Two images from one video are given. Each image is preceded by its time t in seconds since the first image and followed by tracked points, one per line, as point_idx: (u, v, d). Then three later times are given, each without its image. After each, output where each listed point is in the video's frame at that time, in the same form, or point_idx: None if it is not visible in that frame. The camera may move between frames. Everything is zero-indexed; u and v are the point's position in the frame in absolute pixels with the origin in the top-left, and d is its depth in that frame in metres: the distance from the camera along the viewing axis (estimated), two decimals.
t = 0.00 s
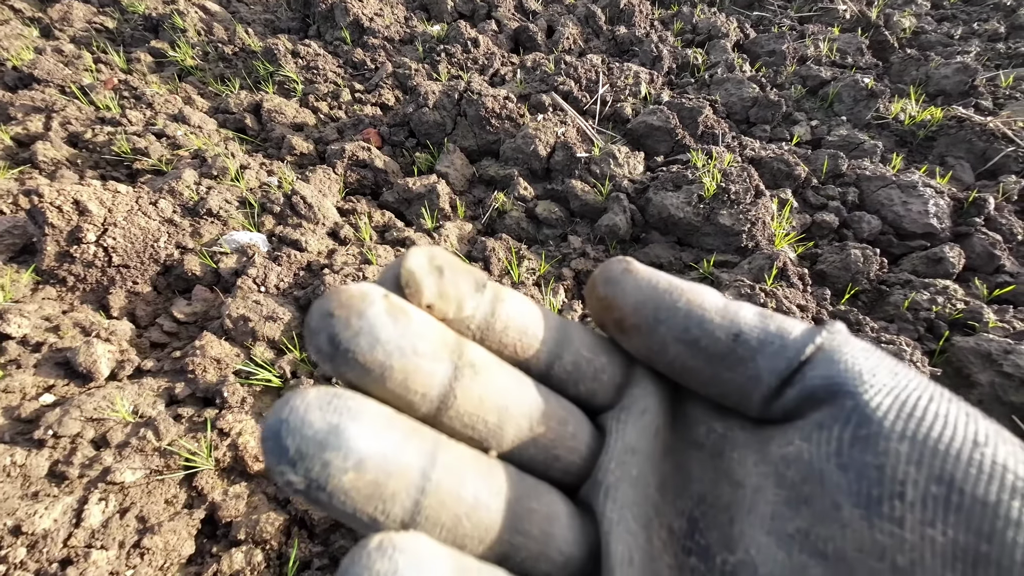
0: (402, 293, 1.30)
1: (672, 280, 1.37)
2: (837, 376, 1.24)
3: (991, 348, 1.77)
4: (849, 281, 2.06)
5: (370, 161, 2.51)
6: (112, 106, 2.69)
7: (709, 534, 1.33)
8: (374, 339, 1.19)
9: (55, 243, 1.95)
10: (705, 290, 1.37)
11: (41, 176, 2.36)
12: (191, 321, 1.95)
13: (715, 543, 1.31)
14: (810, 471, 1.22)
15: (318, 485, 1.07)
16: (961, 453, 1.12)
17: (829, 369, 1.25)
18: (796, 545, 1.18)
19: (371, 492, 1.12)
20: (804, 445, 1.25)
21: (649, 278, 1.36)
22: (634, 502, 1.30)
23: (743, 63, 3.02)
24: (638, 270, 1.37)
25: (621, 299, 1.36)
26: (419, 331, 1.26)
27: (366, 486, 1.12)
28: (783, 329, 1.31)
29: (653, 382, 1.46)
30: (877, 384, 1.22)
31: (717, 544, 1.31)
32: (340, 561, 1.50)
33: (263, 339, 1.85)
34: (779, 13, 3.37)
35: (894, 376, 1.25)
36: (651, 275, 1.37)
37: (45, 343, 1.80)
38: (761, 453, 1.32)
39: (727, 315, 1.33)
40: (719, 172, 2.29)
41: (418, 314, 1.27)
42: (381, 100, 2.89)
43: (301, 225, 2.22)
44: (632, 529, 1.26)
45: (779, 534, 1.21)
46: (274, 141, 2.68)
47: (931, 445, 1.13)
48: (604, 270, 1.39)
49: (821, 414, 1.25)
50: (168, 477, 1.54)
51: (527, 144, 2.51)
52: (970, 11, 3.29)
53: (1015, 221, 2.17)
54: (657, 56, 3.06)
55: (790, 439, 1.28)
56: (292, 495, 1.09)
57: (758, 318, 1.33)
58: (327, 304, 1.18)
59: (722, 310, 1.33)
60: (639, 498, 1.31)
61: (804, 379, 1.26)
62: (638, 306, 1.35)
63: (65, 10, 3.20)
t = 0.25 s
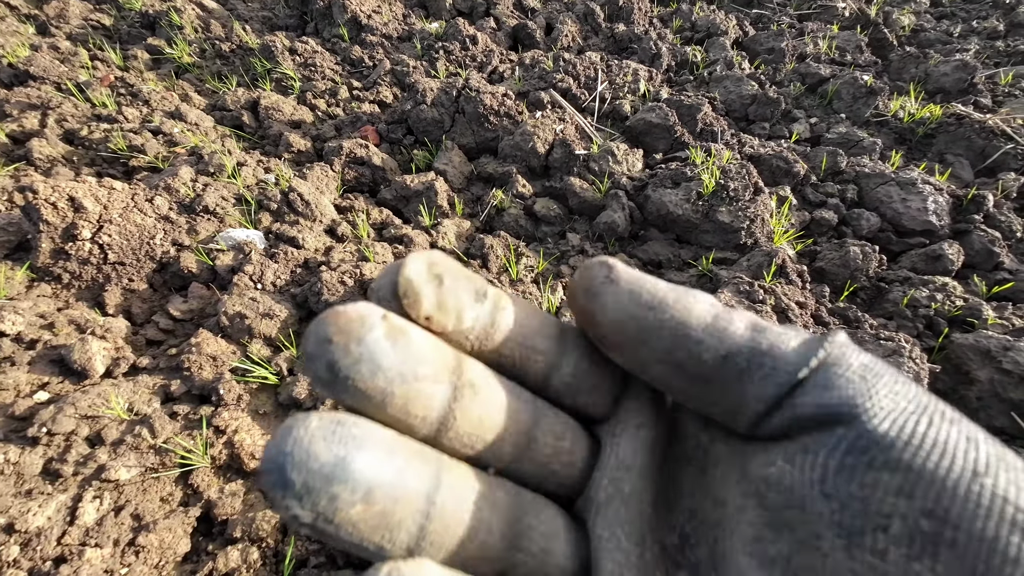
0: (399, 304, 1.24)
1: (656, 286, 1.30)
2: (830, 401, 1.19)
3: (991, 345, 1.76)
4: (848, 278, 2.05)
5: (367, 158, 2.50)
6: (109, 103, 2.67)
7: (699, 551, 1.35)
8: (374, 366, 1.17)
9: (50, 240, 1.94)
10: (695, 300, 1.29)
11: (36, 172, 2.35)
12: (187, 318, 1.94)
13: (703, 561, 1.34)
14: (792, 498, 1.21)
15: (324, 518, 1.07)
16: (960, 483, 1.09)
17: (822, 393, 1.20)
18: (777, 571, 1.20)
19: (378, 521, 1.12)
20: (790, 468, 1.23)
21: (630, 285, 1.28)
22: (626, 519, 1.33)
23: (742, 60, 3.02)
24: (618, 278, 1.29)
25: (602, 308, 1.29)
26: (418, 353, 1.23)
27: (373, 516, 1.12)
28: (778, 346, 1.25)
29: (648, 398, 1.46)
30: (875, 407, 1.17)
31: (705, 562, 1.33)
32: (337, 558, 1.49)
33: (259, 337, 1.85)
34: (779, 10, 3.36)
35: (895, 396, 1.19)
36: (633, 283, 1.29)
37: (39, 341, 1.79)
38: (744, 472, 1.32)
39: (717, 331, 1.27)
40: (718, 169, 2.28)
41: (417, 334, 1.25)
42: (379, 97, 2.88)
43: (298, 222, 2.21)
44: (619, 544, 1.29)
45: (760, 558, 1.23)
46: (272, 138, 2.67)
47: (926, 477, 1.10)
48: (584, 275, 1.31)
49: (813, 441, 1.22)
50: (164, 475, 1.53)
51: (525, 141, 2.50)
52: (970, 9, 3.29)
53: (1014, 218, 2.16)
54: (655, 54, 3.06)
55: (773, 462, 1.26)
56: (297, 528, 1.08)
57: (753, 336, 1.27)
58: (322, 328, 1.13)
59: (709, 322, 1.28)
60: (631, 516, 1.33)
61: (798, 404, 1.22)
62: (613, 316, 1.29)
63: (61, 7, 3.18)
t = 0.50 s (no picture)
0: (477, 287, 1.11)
1: (589, 299, 1.04)
2: (796, 405, 0.99)
3: (989, 343, 1.76)
4: (847, 277, 2.05)
5: (366, 157, 2.50)
6: (107, 102, 2.67)
7: None
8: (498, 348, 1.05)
9: (48, 239, 1.93)
10: (640, 311, 1.04)
11: (34, 171, 2.34)
12: (186, 318, 1.94)
13: None
14: (709, 500, 1.03)
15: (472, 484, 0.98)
16: (938, 502, 0.86)
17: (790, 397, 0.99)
18: None
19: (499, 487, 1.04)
20: (702, 469, 1.06)
21: (562, 302, 1.03)
22: (611, 490, 1.25)
23: (742, 59, 3.02)
24: (539, 292, 1.03)
25: (539, 333, 1.03)
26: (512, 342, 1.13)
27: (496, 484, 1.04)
28: (743, 361, 1.03)
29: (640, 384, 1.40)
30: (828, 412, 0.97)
31: None
32: (336, 557, 1.50)
33: (259, 336, 1.85)
34: (778, 9, 3.36)
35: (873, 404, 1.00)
36: (559, 296, 1.04)
37: (38, 340, 1.78)
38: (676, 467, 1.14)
39: (670, 347, 1.02)
40: (717, 168, 2.28)
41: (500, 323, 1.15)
42: (378, 96, 2.88)
43: (297, 221, 2.21)
44: (604, 510, 1.23)
45: None
46: (270, 137, 2.66)
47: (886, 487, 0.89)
48: (506, 301, 1.07)
49: (754, 451, 1.00)
50: (163, 474, 1.53)
51: (525, 140, 2.50)
52: (969, 7, 3.29)
53: (1013, 217, 2.16)
54: (655, 53, 3.06)
55: (690, 457, 1.09)
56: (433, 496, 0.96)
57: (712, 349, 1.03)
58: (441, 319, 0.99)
59: (660, 339, 1.02)
60: (615, 486, 1.26)
61: (756, 413, 1.00)
62: (561, 344, 1.03)
63: (59, 6, 3.18)
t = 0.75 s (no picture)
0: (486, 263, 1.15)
1: (606, 280, 1.01)
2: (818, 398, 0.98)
3: (988, 341, 1.76)
4: (846, 275, 2.05)
5: (365, 156, 2.50)
6: (105, 100, 2.66)
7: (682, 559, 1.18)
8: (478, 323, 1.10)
9: (46, 238, 1.93)
10: (661, 297, 1.01)
11: (32, 170, 2.33)
12: (184, 316, 1.94)
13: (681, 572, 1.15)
14: (727, 496, 1.03)
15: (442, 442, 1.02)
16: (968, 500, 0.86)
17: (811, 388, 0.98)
18: None
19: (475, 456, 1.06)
20: (721, 463, 1.06)
21: (578, 281, 0.99)
22: (625, 470, 1.29)
23: (741, 57, 3.01)
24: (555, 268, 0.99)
25: (551, 313, 1.00)
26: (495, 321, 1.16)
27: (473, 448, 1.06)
28: (762, 350, 1.01)
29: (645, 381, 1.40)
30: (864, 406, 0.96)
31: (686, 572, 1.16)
32: (335, 556, 1.51)
33: (257, 335, 1.85)
34: (777, 8, 3.36)
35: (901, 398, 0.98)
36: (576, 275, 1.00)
37: (36, 339, 1.78)
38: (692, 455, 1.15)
39: (688, 333, 1.00)
40: (716, 166, 2.28)
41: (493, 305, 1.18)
42: (377, 94, 2.88)
43: (296, 220, 2.21)
44: (626, 493, 1.26)
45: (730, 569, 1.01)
46: (269, 135, 2.66)
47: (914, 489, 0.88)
48: (517, 276, 1.02)
49: (777, 448, 0.99)
50: (161, 473, 1.53)
51: (524, 139, 2.50)
52: (968, 6, 3.29)
53: (1012, 215, 2.16)
54: (654, 52, 3.05)
55: (708, 449, 1.08)
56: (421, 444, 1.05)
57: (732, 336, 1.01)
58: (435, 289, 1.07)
59: (679, 324, 1.00)
60: (630, 468, 1.29)
61: (775, 407, 1.00)
62: (572, 327, 1.00)
63: (57, 5, 3.17)
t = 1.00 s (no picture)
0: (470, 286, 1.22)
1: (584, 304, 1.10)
2: (813, 410, 0.95)
3: (987, 341, 1.76)
4: (845, 275, 2.06)
5: (365, 157, 2.50)
6: (105, 101, 2.66)
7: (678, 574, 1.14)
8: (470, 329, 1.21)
9: (48, 239, 1.93)
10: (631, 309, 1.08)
11: (32, 171, 2.33)
12: (186, 317, 1.94)
13: None
14: (722, 511, 1.00)
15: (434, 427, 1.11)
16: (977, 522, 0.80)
17: (805, 400, 0.96)
18: None
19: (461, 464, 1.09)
20: (719, 476, 1.02)
21: (555, 307, 1.10)
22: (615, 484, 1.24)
23: (740, 57, 3.02)
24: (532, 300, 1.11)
25: (533, 337, 1.10)
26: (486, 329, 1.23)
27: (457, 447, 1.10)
28: (742, 356, 1.01)
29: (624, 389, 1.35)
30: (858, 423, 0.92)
31: None
32: (338, 556, 1.51)
33: (259, 335, 1.85)
34: (776, 8, 3.37)
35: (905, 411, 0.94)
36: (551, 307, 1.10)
37: (38, 340, 1.78)
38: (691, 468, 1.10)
39: (661, 342, 1.04)
40: (716, 167, 2.28)
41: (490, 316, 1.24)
42: (377, 94, 2.88)
43: (297, 221, 2.21)
44: (613, 505, 1.21)
45: None
46: (269, 136, 2.66)
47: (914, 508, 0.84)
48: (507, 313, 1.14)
49: (766, 462, 0.97)
50: (164, 473, 1.53)
51: (524, 139, 2.51)
52: (967, 6, 3.30)
53: (1011, 214, 2.17)
54: (653, 52, 3.06)
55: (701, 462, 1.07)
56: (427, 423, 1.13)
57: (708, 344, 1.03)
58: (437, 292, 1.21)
59: (653, 335, 1.05)
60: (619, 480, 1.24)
61: (768, 419, 0.98)
62: (555, 347, 1.08)
63: (56, 5, 3.17)
